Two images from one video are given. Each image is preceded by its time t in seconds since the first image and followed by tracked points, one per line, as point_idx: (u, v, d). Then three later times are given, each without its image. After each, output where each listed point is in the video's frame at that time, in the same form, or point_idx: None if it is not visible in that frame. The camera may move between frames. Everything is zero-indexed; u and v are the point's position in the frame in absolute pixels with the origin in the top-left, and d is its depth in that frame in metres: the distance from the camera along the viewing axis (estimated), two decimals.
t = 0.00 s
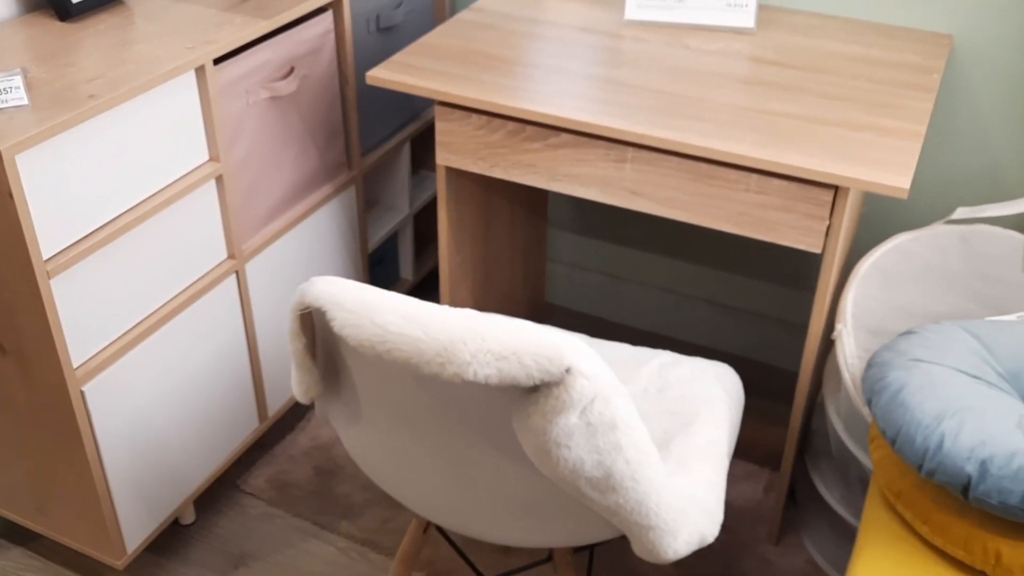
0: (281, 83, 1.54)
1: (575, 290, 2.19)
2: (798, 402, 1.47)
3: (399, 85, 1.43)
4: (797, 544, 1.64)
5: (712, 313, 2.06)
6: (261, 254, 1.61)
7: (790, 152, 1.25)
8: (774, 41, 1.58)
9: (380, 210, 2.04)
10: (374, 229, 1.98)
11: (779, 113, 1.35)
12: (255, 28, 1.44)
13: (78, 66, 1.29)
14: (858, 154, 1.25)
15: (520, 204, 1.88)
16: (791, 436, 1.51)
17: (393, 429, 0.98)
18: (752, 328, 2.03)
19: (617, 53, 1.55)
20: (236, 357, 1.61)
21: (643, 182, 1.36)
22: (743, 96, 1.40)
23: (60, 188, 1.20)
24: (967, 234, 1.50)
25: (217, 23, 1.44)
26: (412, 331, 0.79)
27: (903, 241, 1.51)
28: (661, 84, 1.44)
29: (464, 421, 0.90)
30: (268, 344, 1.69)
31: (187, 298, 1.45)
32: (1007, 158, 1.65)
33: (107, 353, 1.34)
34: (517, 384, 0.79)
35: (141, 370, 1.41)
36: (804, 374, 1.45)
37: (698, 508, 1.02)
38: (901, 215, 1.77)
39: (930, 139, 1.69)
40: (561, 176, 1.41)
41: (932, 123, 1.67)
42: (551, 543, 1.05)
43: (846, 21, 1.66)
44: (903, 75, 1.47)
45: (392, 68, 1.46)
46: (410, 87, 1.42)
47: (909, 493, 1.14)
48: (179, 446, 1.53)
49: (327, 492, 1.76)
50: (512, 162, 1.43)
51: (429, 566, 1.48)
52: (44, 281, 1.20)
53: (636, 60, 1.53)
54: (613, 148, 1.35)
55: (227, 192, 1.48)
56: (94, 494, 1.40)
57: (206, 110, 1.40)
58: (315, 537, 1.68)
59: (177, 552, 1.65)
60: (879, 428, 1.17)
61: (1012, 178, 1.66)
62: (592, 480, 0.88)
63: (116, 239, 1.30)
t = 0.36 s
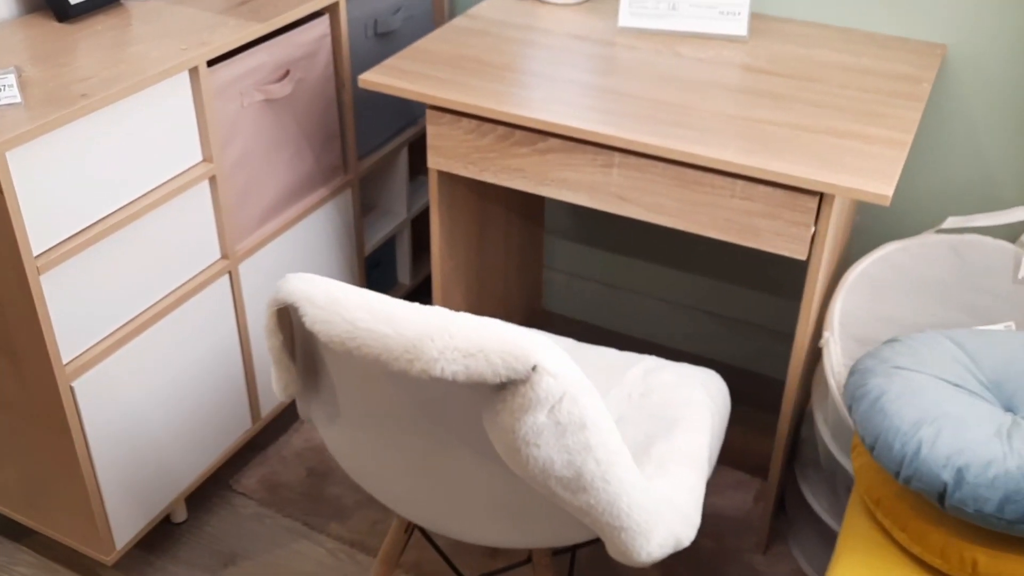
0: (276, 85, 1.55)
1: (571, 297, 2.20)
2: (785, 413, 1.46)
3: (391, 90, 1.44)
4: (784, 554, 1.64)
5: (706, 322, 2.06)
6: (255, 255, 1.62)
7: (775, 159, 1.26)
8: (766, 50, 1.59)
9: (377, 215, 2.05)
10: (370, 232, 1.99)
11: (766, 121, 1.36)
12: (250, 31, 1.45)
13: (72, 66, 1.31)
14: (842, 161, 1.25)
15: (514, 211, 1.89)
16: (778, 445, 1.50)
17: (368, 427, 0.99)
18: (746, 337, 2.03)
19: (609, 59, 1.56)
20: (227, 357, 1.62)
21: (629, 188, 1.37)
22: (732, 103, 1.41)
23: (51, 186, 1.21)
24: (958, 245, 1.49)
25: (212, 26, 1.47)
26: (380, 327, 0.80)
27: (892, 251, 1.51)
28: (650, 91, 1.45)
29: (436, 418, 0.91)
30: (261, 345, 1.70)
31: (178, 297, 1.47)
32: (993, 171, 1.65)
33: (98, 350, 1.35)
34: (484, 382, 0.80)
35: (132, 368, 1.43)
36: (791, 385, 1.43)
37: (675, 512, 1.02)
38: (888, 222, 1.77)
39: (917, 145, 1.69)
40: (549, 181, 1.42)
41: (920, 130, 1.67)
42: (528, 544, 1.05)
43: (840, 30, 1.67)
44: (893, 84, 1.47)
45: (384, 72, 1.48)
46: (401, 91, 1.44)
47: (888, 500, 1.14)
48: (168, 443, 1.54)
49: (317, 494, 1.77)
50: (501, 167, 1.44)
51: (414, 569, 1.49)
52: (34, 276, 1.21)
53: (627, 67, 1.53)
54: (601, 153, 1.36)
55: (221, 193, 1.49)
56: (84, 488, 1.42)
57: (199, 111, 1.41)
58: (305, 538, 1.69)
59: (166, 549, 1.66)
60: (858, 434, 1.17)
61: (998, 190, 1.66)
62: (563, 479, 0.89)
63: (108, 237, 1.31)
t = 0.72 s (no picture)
0: (274, 95, 1.57)
1: (569, 306, 2.20)
2: (775, 423, 1.46)
3: (386, 100, 1.45)
4: (774, 564, 1.63)
5: (703, 333, 2.06)
6: (253, 262, 1.64)
7: (765, 170, 1.27)
8: (760, 63, 1.60)
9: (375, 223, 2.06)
10: (368, 241, 2.00)
11: (758, 132, 1.37)
12: (247, 41, 1.47)
13: (72, 74, 1.33)
14: (831, 172, 1.26)
15: (512, 222, 1.91)
16: (769, 455, 1.50)
17: (353, 432, 1.00)
18: (743, 349, 2.03)
19: (604, 70, 1.57)
20: (222, 363, 1.63)
21: (621, 198, 1.37)
22: (724, 115, 1.42)
23: (48, 192, 1.23)
24: (951, 258, 1.49)
25: (211, 36, 1.48)
26: (360, 332, 0.82)
27: (885, 263, 1.51)
28: (643, 102, 1.46)
29: (417, 423, 0.92)
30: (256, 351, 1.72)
31: (173, 303, 1.48)
32: (986, 183, 1.65)
33: (93, 354, 1.37)
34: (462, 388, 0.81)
35: (127, 373, 1.44)
36: (782, 396, 1.43)
37: (658, 520, 1.03)
38: (880, 231, 1.77)
39: (910, 154, 1.69)
40: (542, 191, 1.43)
41: (913, 140, 1.67)
42: (513, 550, 1.06)
43: (835, 44, 1.68)
44: (886, 97, 1.48)
45: (380, 83, 1.49)
46: (396, 101, 1.45)
47: (873, 511, 1.14)
48: (163, 448, 1.55)
49: (310, 499, 1.78)
50: (495, 177, 1.46)
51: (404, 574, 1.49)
52: (29, 281, 1.23)
53: (622, 77, 1.54)
54: (593, 164, 1.37)
55: (217, 201, 1.51)
56: (77, 492, 1.43)
57: (196, 120, 1.43)
58: (296, 542, 1.70)
59: (159, 552, 1.67)
60: (845, 446, 1.18)
61: (989, 203, 1.67)
62: (543, 486, 0.89)
63: (104, 242, 1.33)
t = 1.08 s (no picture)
0: (276, 112, 1.59)
1: (568, 322, 2.21)
2: (771, 440, 1.46)
3: (387, 118, 1.47)
4: None
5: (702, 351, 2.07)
6: (253, 277, 1.65)
7: (760, 189, 1.28)
8: (758, 81, 1.61)
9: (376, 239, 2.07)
10: (369, 256, 2.01)
11: (754, 150, 1.38)
12: (249, 59, 1.49)
13: (75, 92, 1.35)
14: (827, 191, 1.27)
15: (512, 238, 1.92)
16: (765, 472, 1.50)
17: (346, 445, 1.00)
18: (742, 366, 2.04)
19: (603, 88, 1.58)
20: (222, 378, 1.64)
21: (618, 216, 1.38)
22: (721, 133, 1.43)
23: (50, 207, 1.25)
24: (949, 276, 1.50)
25: (214, 54, 1.50)
26: (352, 347, 0.83)
27: (882, 282, 1.52)
28: (641, 120, 1.47)
29: (410, 437, 0.92)
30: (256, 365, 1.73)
31: (174, 317, 1.49)
32: (983, 203, 1.66)
33: (93, 367, 1.38)
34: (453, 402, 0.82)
35: (127, 386, 1.45)
36: (778, 413, 1.44)
37: (650, 535, 1.03)
38: (878, 250, 1.78)
39: (907, 174, 1.70)
40: (540, 209, 1.44)
41: (910, 159, 1.68)
42: (506, 564, 1.06)
43: (833, 64, 1.69)
44: (883, 116, 1.49)
45: (381, 100, 1.50)
46: (396, 118, 1.47)
47: (865, 529, 1.15)
48: (162, 460, 1.56)
49: (309, 512, 1.78)
50: (494, 195, 1.47)
51: None
52: (30, 295, 1.24)
53: (621, 95, 1.56)
54: (591, 181, 1.38)
55: (219, 217, 1.52)
56: (75, 504, 1.43)
57: (198, 137, 1.45)
58: (294, 556, 1.70)
59: (156, 564, 1.68)
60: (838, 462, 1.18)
61: (987, 223, 1.67)
62: (534, 500, 0.89)
63: (106, 257, 1.35)
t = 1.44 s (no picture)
0: (282, 137, 1.61)
1: (571, 345, 2.21)
2: (772, 463, 1.46)
3: (391, 142, 1.48)
4: None
5: (704, 374, 2.07)
6: (258, 300, 1.66)
7: (761, 213, 1.29)
8: (759, 106, 1.62)
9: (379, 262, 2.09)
10: (372, 279, 2.02)
11: (755, 175, 1.39)
12: (256, 85, 1.51)
13: (85, 116, 1.37)
14: (827, 216, 1.28)
15: (513, 262, 1.93)
16: (766, 496, 1.50)
17: (349, 466, 1.01)
18: (744, 390, 2.04)
19: (605, 113, 1.60)
20: (225, 400, 1.65)
21: (620, 239, 1.39)
22: (723, 158, 1.44)
23: (58, 230, 1.26)
24: (948, 300, 1.51)
25: (221, 80, 1.52)
26: (356, 368, 0.84)
27: (883, 306, 1.53)
28: (643, 145, 1.48)
29: (412, 457, 0.93)
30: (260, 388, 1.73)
31: (179, 340, 1.51)
32: (983, 227, 1.67)
33: (99, 389, 1.39)
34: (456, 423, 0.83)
35: (131, 408, 1.46)
36: (778, 436, 1.44)
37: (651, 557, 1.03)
38: (879, 274, 1.79)
39: (908, 198, 1.71)
40: (543, 232, 1.45)
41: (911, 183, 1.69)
42: None
43: (833, 89, 1.70)
44: (883, 141, 1.50)
45: (386, 125, 1.52)
46: (401, 143, 1.48)
47: (866, 551, 1.15)
48: (165, 482, 1.57)
49: (310, 534, 1.78)
50: (497, 218, 1.48)
51: None
52: (38, 317, 1.25)
53: (623, 120, 1.57)
54: (593, 206, 1.39)
55: (225, 240, 1.54)
56: (79, 525, 1.44)
57: (205, 161, 1.47)
58: None
59: None
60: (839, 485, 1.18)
61: (987, 248, 1.68)
62: (536, 521, 0.89)
63: (112, 279, 1.36)
